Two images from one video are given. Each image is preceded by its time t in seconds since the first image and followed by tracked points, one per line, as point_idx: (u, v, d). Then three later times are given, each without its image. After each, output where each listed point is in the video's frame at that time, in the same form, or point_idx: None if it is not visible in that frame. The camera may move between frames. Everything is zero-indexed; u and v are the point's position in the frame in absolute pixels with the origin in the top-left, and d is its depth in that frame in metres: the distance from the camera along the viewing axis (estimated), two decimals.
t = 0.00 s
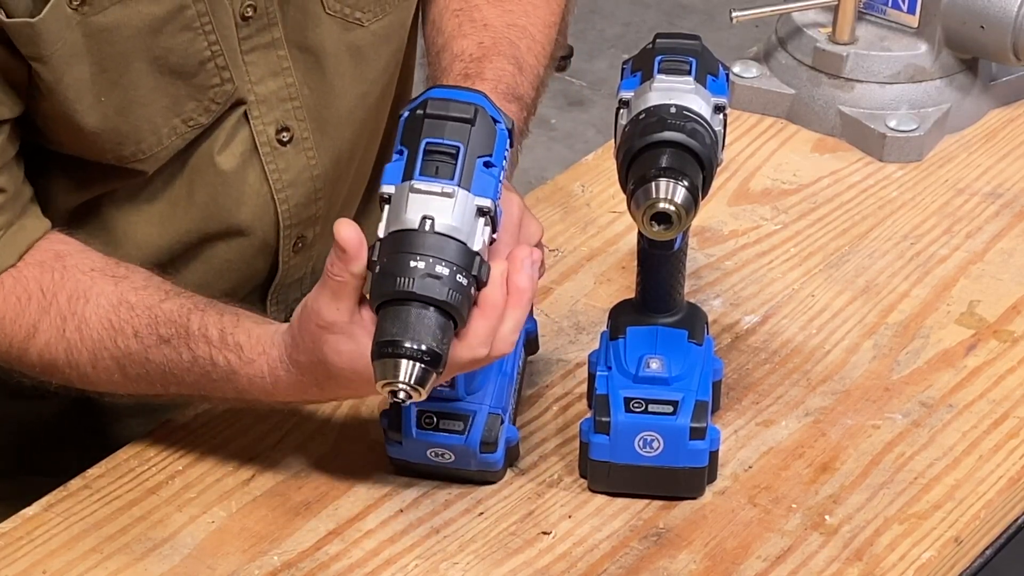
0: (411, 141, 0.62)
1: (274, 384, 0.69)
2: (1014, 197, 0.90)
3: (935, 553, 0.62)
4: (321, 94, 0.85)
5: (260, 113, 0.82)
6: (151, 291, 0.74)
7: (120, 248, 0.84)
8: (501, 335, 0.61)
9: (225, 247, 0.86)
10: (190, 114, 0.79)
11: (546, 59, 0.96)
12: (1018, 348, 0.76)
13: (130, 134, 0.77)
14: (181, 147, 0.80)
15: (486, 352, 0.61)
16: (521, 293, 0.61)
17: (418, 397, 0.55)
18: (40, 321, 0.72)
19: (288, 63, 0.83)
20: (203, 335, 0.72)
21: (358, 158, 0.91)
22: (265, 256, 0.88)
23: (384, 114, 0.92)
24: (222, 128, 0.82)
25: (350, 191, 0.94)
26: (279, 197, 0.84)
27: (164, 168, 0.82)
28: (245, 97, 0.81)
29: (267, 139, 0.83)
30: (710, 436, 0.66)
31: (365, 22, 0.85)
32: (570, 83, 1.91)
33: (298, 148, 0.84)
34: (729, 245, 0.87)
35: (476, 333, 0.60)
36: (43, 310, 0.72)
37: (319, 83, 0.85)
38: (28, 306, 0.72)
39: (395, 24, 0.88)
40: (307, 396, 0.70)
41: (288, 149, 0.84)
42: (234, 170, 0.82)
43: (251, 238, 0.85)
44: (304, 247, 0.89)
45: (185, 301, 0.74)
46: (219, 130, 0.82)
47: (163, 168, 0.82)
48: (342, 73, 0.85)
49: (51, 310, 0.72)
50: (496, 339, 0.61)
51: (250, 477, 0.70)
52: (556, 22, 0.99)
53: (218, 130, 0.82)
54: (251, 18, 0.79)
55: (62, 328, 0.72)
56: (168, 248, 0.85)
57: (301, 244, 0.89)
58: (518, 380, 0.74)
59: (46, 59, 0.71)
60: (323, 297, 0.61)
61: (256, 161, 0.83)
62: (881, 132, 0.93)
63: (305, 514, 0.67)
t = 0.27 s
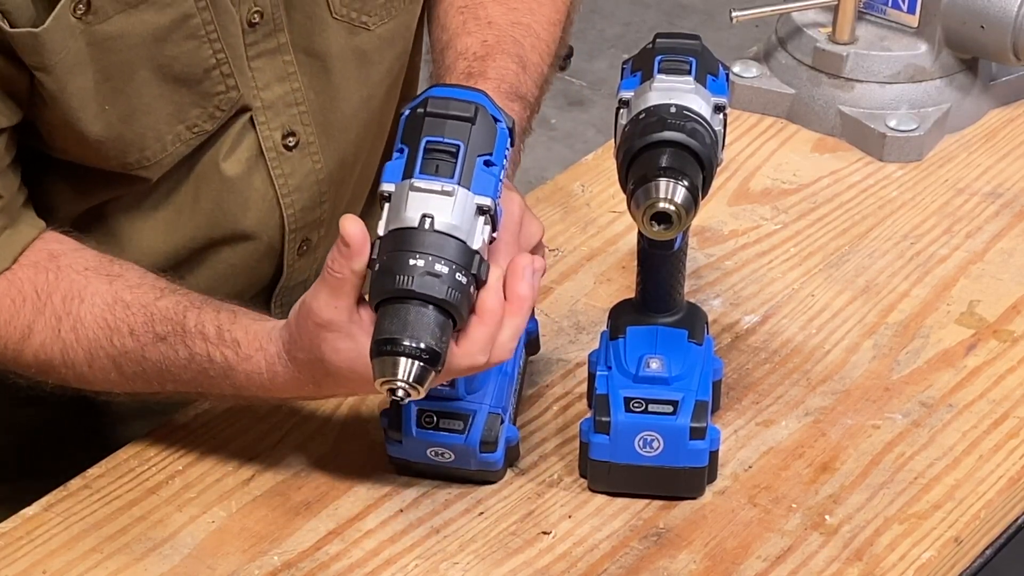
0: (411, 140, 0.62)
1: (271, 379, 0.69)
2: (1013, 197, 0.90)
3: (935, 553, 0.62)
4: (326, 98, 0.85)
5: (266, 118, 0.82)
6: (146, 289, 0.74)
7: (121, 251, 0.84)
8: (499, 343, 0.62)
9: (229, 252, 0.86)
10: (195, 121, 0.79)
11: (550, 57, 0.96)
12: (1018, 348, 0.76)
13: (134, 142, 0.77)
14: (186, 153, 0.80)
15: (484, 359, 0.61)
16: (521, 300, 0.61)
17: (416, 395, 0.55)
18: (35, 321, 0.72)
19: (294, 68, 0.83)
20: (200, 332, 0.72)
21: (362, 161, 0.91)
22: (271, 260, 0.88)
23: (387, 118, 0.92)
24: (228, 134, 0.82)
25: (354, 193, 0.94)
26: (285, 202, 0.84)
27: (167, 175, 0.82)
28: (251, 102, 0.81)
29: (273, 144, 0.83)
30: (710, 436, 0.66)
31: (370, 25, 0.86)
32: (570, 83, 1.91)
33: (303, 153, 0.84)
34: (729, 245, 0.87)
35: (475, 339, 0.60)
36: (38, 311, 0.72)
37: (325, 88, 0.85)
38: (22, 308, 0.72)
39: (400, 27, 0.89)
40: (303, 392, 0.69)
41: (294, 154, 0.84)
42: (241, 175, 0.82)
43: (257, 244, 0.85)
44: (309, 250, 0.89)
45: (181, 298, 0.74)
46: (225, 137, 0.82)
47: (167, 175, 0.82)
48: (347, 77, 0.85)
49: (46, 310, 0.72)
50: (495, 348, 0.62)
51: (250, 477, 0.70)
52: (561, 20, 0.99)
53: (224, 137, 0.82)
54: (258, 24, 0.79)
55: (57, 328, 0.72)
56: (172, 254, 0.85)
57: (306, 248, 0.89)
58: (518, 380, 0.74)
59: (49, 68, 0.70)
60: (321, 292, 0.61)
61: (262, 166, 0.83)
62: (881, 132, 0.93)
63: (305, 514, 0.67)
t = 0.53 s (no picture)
0: (421, 139, 0.62)
1: (282, 383, 0.69)
2: (1014, 197, 0.90)
3: (935, 553, 0.62)
4: (331, 103, 0.85)
5: (271, 125, 0.82)
6: (155, 295, 0.74)
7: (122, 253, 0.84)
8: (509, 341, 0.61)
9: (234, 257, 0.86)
10: (200, 128, 0.79)
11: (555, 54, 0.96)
12: (1018, 348, 0.76)
13: (139, 151, 0.77)
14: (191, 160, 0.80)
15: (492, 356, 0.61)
16: (528, 298, 0.61)
17: (424, 394, 0.55)
18: (45, 330, 0.72)
19: (298, 74, 0.83)
20: (210, 337, 0.72)
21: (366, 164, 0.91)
22: (275, 266, 0.88)
23: (392, 121, 0.92)
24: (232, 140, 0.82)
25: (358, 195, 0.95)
26: (290, 208, 0.84)
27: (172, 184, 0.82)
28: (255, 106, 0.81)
29: (278, 150, 0.83)
30: (710, 436, 0.66)
31: (375, 30, 0.85)
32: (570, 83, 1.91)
33: (308, 158, 0.85)
34: (729, 245, 0.87)
35: (485, 338, 0.60)
36: (48, 320, 0.72)
37: (330, 93, 0.85)
38: (33, 317, 0.72)
39: (405, 32, 0.88)
40: (314, 395, 0.70)
41: (299, 159, 0.84)
42: (246, 182, 0.82)
43: (262, 249, 0.86)
44: (313, 254, 0.90)
45: (190, 303, 0.74)
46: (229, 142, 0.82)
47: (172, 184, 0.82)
48: (353, 82, 0.85)
49: (56, 319, 0.72)
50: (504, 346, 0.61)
51: (250, 477, 0.70)
52: (565, 18, 0.99)
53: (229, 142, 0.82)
54: (262, 31, 0.79)
55: (68, 336, 0.72)
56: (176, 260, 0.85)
57: (311, 251, 0.89)
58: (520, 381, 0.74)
59: (56, 80, 0.70)
60: (331, 293, 0.61)
61: (267, 173, 0.83)
62: (881, 132, 0.93)
63: (305, 514, 0.67)
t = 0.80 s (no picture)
0: (427, 140, 0.62)
1: (293, 383, 0.69)
2: (1014, 197, 0.90)
3: (935, 553, 0.62)
4: (332, 104, 0.85)
5: (272, 126, 0.82)
6: (162, 296, 0.74)
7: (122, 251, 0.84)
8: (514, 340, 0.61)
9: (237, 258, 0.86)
10: (202, 130, 0.79)
11: (556, 54, 0.96)
12: (1018, 348, 0.76)
13: (141, 153, 0.77)
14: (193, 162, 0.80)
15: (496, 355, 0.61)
16: (532, 298, 0.61)
17: (430, 394, 0.55)
18: (54, 333, 0.72)
19: (299, 75, 0.83)
20: (218, 340, 0.71)
21: (368, 164, 0.91)
22: (277, 266, 0.88)
23: (393, 121, 0.92)
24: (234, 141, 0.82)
25: (360, 196, 0.95)
26: (291, 209, 0.85)
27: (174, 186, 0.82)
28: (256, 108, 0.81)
29: (279, 151, 0.83)
30: (710, 436, 0.66)
31: (376, 31, 0.85)
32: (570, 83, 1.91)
33: (310, 159, 0.85)
34: (729, 245, 0.87)
35: (490, 338, 0.60)
36: (57, 323, 0.72)
37: (331, 94, 0.85)
38: (41, 321, 0.72)
39: (405, 33, 0.88)
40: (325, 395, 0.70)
41: (300, 161, 0.84)
42: (248, 183, 0.82)
43: (263, 250, 0.86)
44: (315, 254, 0.90)
45: (198, 305, 0.73)
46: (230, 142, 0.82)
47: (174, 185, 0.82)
48: (354, 83, 0.85)
49: (64, 322, 0.72)
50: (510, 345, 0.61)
51: (250, 477, 0.70)
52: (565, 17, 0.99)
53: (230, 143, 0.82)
54: (263, 32, 0.80)
55: (76, 339, 0.72)
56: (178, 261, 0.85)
57: (313, 252, 0.89)
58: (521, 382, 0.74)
59: (58, 82, 0.70)
60: (338, 296, 0.61)
61: (268, 174, 0.83)
62: (881, 132, 0.93)
63: (305, 514, 0.67)
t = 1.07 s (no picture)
0: (419, 134, 0.62)
1: (299, 402, 0.70)
2: (1014, 197, 0.90)
3: (935, 553, 0.62)
4: (330, 104, 0.85)
5: (270, 126, 0.82)
6: (166, 309, 0.74)
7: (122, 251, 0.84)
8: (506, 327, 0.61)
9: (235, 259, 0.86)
10: (200, 130, 0.79)
11: (553, 51, 0.96)
12: (1018, 348, 0.76)
13: (138, 154, 0.77)
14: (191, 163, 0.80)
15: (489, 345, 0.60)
16: (523, 286, 0.61)
17: (421, 384, 0.56)
18: (57, 341, 0.72)
19: (297, 75, 0.83)
20: (221, 356, 0.71)
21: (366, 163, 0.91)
22: (275, 267, 0.89)
23: (390, 121, 0.92)
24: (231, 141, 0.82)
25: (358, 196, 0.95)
26: (289, 210, 0.84)
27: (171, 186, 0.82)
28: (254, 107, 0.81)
29: (277, 151, 0.83)
30: (710, 436, 0.66)
31: (373, 31, 0.86)
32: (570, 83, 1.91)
33: (308, 159, 0.85)
34: (729, 245, 0.87)
35: (479, 322, 0.59)
36: (60, 331, 0.72)
37: (328, 94, 0.85)
38: (45, 327, 0.72)
39: (402, 33, 0.89)
40: (332, 408, 0.70)
41: (298, 161, 0.84)
42: (247, 184, 0.82)
43: (261, 250, 0.86)
44: (313, 255, 0.90)
45: (201, 318, 0.73)
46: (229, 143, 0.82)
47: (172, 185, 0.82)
48: (351, 83, 0.85)
49: (67, 330, 0.72)
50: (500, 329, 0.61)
51: (250, 477, 0.70)
52: (563, 16, 0.99)
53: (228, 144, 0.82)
54: (260, 33, 0.80)
55: (79, 349, 0.72)
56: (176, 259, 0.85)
57: (311, 253, 0.89)
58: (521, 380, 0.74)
59: (55, 84, 0.70)
60: (337, 305, 0.60)
61: (267, 174, 0.83)
62: (881, 132, 0.93)
63: (305, 514, 0.67)
